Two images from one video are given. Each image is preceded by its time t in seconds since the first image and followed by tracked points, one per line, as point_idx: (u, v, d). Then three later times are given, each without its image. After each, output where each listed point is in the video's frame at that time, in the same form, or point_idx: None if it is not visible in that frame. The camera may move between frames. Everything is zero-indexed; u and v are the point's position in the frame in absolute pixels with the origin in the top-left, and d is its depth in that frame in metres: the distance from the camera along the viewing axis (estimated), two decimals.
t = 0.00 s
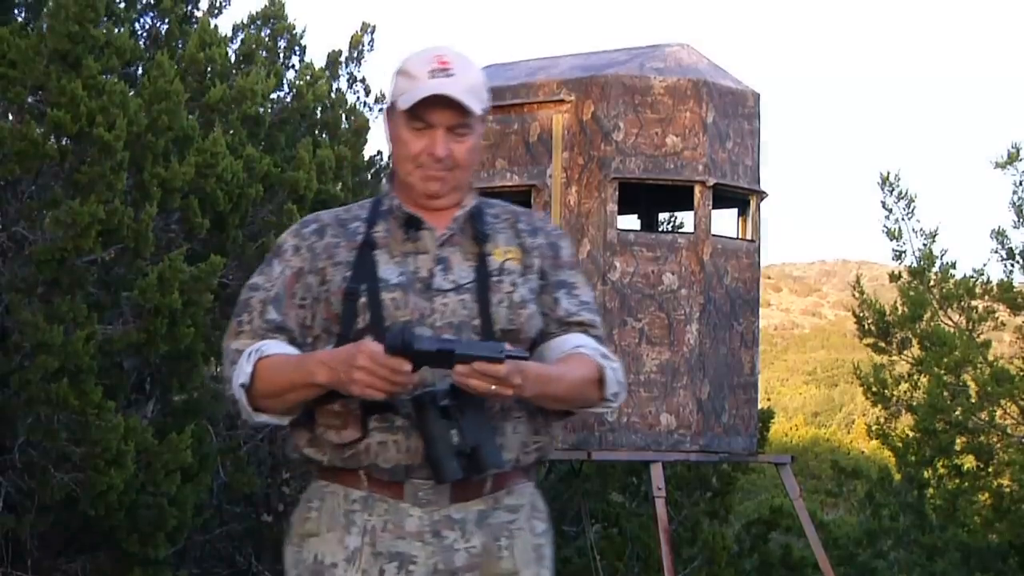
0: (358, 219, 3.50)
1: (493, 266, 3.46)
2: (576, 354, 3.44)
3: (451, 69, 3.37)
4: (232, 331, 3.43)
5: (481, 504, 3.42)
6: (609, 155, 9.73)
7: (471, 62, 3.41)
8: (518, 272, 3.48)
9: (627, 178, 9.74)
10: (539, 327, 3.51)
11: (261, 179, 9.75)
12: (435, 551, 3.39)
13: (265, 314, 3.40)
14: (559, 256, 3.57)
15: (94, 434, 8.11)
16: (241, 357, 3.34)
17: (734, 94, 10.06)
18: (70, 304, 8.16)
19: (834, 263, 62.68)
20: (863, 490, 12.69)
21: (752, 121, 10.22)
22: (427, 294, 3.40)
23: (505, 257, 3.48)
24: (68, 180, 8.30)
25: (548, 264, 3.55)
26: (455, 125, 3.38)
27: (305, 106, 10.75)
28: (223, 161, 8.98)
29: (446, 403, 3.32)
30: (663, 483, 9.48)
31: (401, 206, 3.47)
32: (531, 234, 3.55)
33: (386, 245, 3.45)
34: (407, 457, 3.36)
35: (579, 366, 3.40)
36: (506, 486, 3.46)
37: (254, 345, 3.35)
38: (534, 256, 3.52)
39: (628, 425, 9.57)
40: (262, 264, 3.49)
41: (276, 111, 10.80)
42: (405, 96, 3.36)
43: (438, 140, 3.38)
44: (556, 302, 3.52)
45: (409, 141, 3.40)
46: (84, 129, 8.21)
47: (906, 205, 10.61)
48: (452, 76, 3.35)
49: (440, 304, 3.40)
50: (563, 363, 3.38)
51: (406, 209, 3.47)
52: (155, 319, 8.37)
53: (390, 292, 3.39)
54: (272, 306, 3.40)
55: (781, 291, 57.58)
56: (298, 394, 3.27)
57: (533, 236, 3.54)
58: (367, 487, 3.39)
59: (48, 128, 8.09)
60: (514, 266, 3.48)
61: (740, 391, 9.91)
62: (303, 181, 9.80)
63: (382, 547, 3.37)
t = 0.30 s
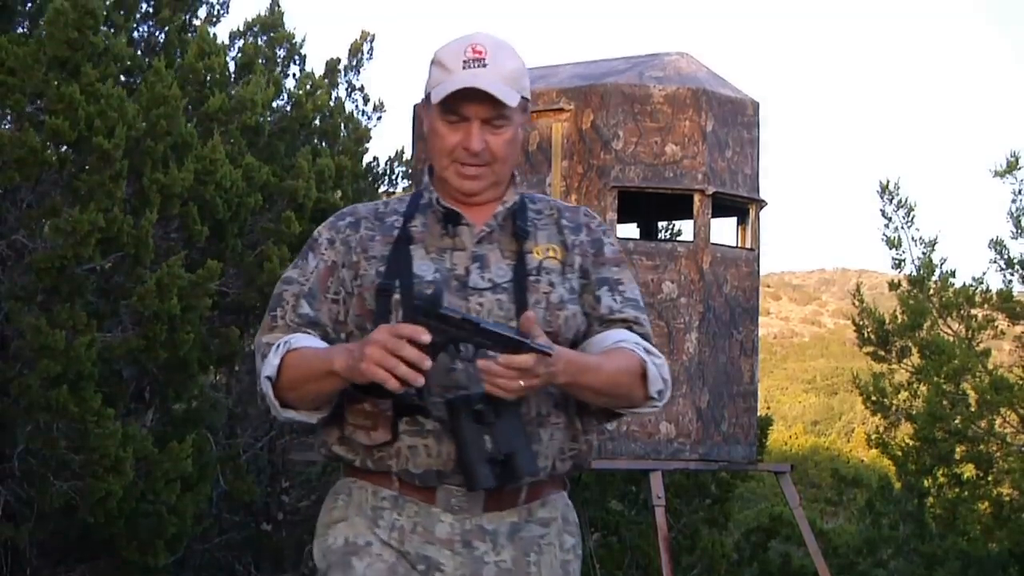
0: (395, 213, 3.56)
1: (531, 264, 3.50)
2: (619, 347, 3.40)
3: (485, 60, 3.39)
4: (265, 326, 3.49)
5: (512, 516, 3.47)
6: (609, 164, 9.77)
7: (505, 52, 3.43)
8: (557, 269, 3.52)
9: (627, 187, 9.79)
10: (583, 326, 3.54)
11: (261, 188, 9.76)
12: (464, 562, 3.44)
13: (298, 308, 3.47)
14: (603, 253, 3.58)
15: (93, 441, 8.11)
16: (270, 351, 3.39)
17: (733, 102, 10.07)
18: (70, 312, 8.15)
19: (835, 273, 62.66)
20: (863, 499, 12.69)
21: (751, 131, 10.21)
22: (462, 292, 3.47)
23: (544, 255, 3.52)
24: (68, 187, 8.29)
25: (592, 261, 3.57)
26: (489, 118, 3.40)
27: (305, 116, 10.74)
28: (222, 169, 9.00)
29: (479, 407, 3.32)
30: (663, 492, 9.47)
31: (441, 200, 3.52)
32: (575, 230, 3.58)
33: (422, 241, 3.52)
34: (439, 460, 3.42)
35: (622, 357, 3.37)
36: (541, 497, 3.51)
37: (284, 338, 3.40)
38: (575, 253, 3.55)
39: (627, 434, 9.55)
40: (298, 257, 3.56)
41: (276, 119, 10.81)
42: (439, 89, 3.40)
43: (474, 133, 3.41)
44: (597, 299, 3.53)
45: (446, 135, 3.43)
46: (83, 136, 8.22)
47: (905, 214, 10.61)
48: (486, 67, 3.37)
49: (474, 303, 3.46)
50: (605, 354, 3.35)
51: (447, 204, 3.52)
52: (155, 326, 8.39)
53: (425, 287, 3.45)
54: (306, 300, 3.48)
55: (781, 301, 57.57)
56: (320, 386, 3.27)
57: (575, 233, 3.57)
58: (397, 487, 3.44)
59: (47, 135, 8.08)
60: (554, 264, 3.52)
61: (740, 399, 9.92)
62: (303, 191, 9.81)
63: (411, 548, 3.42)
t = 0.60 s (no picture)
0: (398, 220, 3.38)
1: (549, 273, 3.42)
2: (630, 358, 3.40)
3: (487, 63, 3.30)
4: (261, 346, 3.26)
5: (540, 533, 3.35)
6: (608, 168, 9.77)
7: (505, 55, 3.35)
8: (572, 275, 3.45)
9: (626, 190, 9.80)
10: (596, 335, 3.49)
11: (260, 192, 9.76)
12: None
13: (299, 326, 3.23)
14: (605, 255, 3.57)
15: (92, 445, 8.10)
16: (272, 373, 3.17)
17: (732, 106, 10.08)
18: (69, 315, 8.13)
19: (834, 279, 62.69)
20: (861, 503, 12.70)
21: (750, 135, 10.22)
22: (482, 303, 3.35)
23: (557, 261, 3.44)
24: (67, 189, 8.27)
25: (599, 266, 3.54)
26: (495, 123, 3.31)
27: (303, 120, 10.74)
28: (221, 172, 9.02)
29: (519, 423, 3.20)
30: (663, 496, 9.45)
31: (440, 209, 3.39)
32: (579, 233, 3.53)
33: (433, 250, 3.36)
34: (472, 481, 3.26)
35: (636, 369, 3.37)
36: (561, 511, 3.40)
37: (289, 361, 3.17)
38: (585, 257, 3.49)
39: (627, 438, 9.55)
40: (289, 271, 3.32)
41: (275, 123, 10.82)
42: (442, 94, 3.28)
43: (479, 138, 3.31)
44: (604, 304, 3.52)
45: (446, 142, 3.32)
46: (82, 138, 8.21)
47: (905, 218, 10.60)
48: (490, 70, 3.28)
49: (495, 315, 3.35)
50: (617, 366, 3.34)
51: (446, 213, 3.39)
52: (154, 329, 8.38)
53: (445, 300, 3.30)
54: (307, 316, 3.24)
55: (779, 306, 57.62)
56: (328, 411, 3.09)
57: (582, 236, 3.51)
58: (422, 513, 3.26)
59: (47, 137, 8.08)
60: (569, 270, 3.45)
61: (739, 403, 9.92)
62: (302, 196, 9.81)
63: None
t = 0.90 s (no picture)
0: (377, 239, 3.36)
1: (537, 277, 3.46)
2: (621, 354, 3.43)
3: (450, 59, 3.29)
4: (257, 377, 3.22)
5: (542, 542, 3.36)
6: (608, 176, 9.79)
7: (464, 48, 3.34)
8: (554, 275, 3.49)
9: (626, 198, 9.81)
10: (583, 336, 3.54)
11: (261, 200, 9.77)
12: None
13: (301, 353, 3.19)
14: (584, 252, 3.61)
15: (92, 454, 8.10)
16: (286, 403, 3.11)
17: (733, 114, 10.10)
18: (69, 324, 8.13)
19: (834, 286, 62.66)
20: (861, 511, 12.69)
21: (750, 143, 10.24)
22: (477, 318, 3.37)
23: (541, 263, 3.49)
24: (68, 198, 8.27)
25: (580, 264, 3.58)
26: (467, 122, 3.30)
27: (306, 125, 10.86)
28: (222, 181, 9.04)
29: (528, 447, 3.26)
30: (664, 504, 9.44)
31: (419, 218, 3.39)
32: (556, 232, 3.58)
33: (420, 267, 3.37)
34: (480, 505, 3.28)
35: (630, 364, 3.41)
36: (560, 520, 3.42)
37: (303, 388, 3.12)
38: (565, 257, 3.54)
39: (628, 446, 9.55)
40: (274, 298, 3.27)
41: (276, 131, 10.85)
42: (410, 97, 3.26)
43: (453, 139, 3.30)
44: (590, 302, 3.59)
45: (417, 146, 3.31)
46: (84, 148, 8.20)
47: (907, 226, 10.58)
48: (455, 66, 3.28)
49: (491, 329, 3.37)
50: (611, 360, 3.39)
51: (426, 221, 3.39)
52: (155, 339, 8.39)
53: (442, 319, 3.32)
54: (306, 342, 3.21)
55: (779, 314, 57.59)
56: (354, 436, 3.05)
57: (558, 235, 3.56)
58: (424, 525, 3.26)
59: (48, 147, 8.07)
60: (554, 272, 3.49)
61: (739, 411, 9.92)
62: (303, 203, 9.83)
63: None
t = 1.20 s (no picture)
0: (385, 245, 3.34)
1: (548, 287, 3.37)
2: (644, 369, 3.40)
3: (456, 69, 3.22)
4: (267, 389, 3.24)
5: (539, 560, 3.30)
6: (608, 186, 9.80)
7: (472, 56, 3.26)
8: (572, 286, 3.40)
9: (626, 208, 9.82)
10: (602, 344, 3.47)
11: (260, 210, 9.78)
12: None
13: (306, 367, 3.20)
14: (609, 259, 3.51)
15: (91, 464, 8.08)
16: (289, 422, 3.12)
17: (732, 124, 10.10)
18: (68, 335, 8.12)
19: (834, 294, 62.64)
20: (860, 521, 12.69)
21: (750, 152, 10.24)
22: (481, 329, 3.31)
23: (556, 273, 3.40)
24: (68, 210, 8.28)
25: (603, 272, 3.49)
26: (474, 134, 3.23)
27: (306, 134, 10.88)
28: (222, 192, 9.03)
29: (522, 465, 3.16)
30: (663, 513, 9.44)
31: (429, 229, 3.34)
32: (578, 238, 3.48)
33: (424, 277, 3.32)
34: (471, 518, 3.23)
35: (651, 380, 3.37)
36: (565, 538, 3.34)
37: (307, 407, 3.13)
38: (585, 265, 3.44)
39: (628, 456, 9.56)
40: (282, 309, 3.28)
41: (277, 140, 10.86)
42: (415, 110, 3.20)
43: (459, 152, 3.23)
44: (617, 310, 3.50)
45: (424, 159, 3.24)
46: (83, 160, 8.20)
47: (906, 236, 10.60)
48: (461, 78, 3.20)
49: (495, 340, 3.30)
50: (633, 377, 3.35)
51: (436, 232, 3.34)
52: (154, 350, 8.39)
53: (443, 330, 3.27)
54: (311, 355, 3.21)
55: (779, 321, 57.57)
56: (357, 458, 3.05)
57: (579, 241, 3.46)
58: (413, 534, 3.25)
59: (47, 158, 8.07)
60: (570, 282, 3.40)
61: (739, 421, 9.91)
62: (302, 212, 9.83)
63: None
